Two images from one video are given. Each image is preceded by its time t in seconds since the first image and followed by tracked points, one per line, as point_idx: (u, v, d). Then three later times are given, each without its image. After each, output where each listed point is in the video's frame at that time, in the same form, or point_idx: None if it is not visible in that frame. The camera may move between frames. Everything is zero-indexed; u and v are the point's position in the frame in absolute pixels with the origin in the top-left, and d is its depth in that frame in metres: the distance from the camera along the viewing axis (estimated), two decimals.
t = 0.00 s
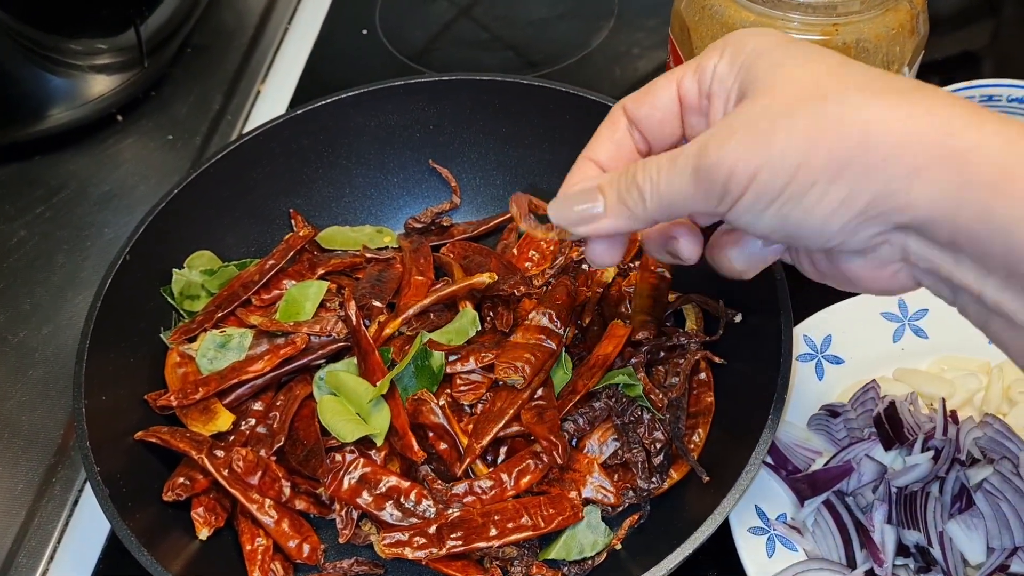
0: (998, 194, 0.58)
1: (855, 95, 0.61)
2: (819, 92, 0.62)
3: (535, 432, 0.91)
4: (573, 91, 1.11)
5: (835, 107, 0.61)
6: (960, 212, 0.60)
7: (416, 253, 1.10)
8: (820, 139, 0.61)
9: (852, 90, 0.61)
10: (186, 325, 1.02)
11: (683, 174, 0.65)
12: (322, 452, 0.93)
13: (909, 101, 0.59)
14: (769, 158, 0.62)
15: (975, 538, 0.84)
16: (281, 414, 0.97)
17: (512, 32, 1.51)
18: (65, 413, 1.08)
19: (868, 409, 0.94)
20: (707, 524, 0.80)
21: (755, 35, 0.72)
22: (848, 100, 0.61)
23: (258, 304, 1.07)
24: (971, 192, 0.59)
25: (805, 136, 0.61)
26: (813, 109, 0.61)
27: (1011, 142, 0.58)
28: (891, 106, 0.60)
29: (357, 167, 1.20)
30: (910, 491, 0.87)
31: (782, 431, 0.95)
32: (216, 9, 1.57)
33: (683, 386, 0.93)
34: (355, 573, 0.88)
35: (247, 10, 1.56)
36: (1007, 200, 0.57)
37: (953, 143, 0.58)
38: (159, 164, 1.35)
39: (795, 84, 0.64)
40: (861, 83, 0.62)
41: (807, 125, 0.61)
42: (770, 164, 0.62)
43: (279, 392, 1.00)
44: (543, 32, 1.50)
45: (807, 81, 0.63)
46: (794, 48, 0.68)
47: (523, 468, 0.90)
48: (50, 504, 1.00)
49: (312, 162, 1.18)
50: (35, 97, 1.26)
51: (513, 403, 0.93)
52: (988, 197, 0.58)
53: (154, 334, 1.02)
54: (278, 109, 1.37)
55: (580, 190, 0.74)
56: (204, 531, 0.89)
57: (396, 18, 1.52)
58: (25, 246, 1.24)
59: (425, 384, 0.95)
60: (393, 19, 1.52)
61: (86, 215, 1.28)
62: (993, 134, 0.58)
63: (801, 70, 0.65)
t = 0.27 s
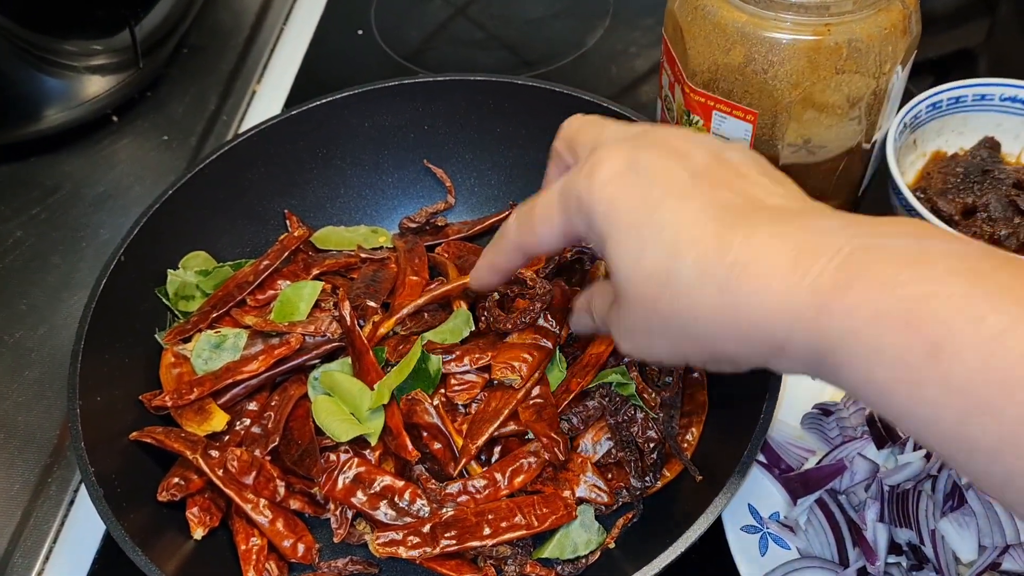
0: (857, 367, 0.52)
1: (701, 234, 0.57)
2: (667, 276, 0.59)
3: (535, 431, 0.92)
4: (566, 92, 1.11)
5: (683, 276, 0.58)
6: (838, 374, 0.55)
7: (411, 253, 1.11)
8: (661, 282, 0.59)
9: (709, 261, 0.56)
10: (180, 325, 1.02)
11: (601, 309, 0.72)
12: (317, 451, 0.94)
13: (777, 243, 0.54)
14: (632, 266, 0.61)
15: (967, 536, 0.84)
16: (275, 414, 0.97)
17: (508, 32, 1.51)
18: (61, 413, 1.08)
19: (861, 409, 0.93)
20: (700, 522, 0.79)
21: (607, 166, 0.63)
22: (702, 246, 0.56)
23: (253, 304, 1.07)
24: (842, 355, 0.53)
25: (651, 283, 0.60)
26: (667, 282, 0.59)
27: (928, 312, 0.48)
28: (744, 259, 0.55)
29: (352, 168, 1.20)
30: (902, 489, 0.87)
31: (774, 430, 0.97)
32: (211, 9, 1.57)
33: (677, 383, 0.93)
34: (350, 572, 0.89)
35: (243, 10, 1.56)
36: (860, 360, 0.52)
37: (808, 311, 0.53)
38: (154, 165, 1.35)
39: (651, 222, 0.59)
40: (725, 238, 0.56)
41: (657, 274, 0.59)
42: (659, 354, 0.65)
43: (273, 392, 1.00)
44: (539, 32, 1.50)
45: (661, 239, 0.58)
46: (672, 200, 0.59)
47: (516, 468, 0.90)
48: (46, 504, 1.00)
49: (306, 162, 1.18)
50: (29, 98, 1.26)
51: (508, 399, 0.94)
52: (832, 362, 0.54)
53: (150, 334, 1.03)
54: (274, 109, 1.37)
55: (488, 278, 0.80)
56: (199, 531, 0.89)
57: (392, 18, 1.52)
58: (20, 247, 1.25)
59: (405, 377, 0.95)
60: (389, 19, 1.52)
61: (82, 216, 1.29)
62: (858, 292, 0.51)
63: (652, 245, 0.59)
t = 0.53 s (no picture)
0: (841, 253, 0.56)
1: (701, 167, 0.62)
2: (673, 167, 0.64)
3: (539, 429, 0.92)
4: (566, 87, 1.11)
5: (683, 190, 0.63)
6: (840, 283, 0.58)
7: (410, 248, 1.10)
8: (674, 224, 0.66)
9: (713, 161, 0.61)
10: (180, 320, 1.02)
11: (592, 245, 0.75)
12: (317, 446, 0.94)
13: (775, 160, 0.58)
14: (639, 233, 0.68)
15: (968, 529, 0.84)
16: (276, 409, 0.97)
17: (507, 27, 1.51)
18: (61, 409, 1.08)
19: (861, 401, 0.95)
20: (701, 516, 0.79)
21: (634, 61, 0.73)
22: (691, 177, 0.63)
23: (253, 299, 1.08)
24: (828, 247, 0.57)
25: (665, 213, 0.65)
26: (668, 195, 0.65)
27: (903, 217, 0.52)
28: (748, 150, 0.60)
29: (351, 163, 1.20)
30: (902, 483, 0.87)
31: (774, 424, 0.96)
32: (210, 5, 1.56)
33: (677, 380, 0.94)
34: (351, 567, 0.89)
35: (242, 6, 1.56)
36: (851, 247, 0.55)
37: (783, 222, 0.58)
38: (154, 161, 1.35)
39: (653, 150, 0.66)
40: (727, 164, 0.61)
41: (666, 203, 0.65)
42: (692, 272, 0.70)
43: (274, 387, 1.00)
44: (538, 27, 1.50)
45: (657, 170, 0.65)
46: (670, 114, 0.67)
47: (515, 463, 0.90)
48: (46, 500, 1.00)
49: (306, 158, 1.18)
50: (27, 94, 1.25)
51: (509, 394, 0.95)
52: (828, 258, 0.57)
53: (150, 330, 1.03)
54: (273, 105, 1.37)
55: (520, 261, 0.85)
56: (200, 526, 0.89)
57: (391, 14, 1.52)
58: (20, 244, 1.24)
59: (417, 390, 0.93)
60: (388, 15, 1.52)
61: (81, 213, 1.28)
62: (864, 187, 0.54)
63: (665, 126, 0.66)
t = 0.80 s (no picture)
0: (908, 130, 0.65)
1: None
2: (766, 52, 0.67)
3: (537, 424, 0.92)
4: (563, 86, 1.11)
5: (788, 51, 0.67)
6: (894, 145, 0.67)
7: (407, 246, 1.11)
8: (745, 46, 0.68)
9: (816, 28, 0.66)
10: (179, 319, 1.02)
11: (616, 65, 0.71)
12: (315, 443, 0.94)
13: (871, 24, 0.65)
14: (700, 58, 0.69)
15: (962, 524, 0.84)
16: (274, 406, 0.97)
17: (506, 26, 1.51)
18: (61, 407, 1.09)
19: (856, 397, 0.95)
20: (696, 511, 0.80)
21: None
22: (797, 20, 0.66)
23: (251, 297, 1.09)
24: (919, 130, 0.64)
25: (756, 55, 0.68)
26: (757, 49, 0.67)
27: (983, 100, 0.61)
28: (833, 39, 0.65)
29: (349, 161, 1.21)
30: (897, 478, 0.88)
31: (770, 419, 0.97)
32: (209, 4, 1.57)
33: (672, 376, 0.95)
34: (350, 562, 0.90)
35: (240, 4, 1.56)
36: (927, 116, 0.64)
37: (880, 61, 0.64)
38: (152, 160, 1.36)
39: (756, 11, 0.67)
40: (832, 29, 0.65)
41: (762, 46, 0.67)
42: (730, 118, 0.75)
43: (272, 384, 1.01)
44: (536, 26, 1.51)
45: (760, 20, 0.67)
46: None
47: (512, 460, 0.91)
48: (46, 497, 1.01)
49: (304, 156, 1.18)
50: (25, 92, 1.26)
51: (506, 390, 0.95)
52: (903, 121, 0.65)
53: (148, 328, 1.03)
54: (272, 103, 1.38)
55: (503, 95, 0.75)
56: (199, 523, 0.90)
57: (389, 12, 1.53)
58: (19, 242, 1.25)
59: (416, 387, 0.94)
60: (386, 14, 1.52)
61: (80, 211, 1.29)
62: (943, 101, 0.63)
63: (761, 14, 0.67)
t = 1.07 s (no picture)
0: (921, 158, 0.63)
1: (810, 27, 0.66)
2: (777, 86, 0.67)
3: (535, 419, 0.93)
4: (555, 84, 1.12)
5: (804, 78, 0.66)
6: (908, 174, 0.65)
7: (401, 244, 1.11)
8: (762, 72, 0.67)
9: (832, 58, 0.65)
10: (173, 316, 1.03)
11: (622, 92, 0.69)
12: (307, 440, 0.95)
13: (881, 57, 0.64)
14: (712, 77, 0.67)
15: (951, 519, 0.84)
16: (268, 404, 0.98)
17: (500, 25, 1.52)
18: (56, 405, 1.09)
19: (847, 393, 0.95)
20: (685, 507, 0.81)
21: None
22: (810, 45, 0.65)
23: (246, 295, 1.09)
24: (933, 161, 0.62)
25: (775, 78, 0.66)
26: (778, 72, 0.66)
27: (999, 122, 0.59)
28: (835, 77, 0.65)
29: (343, 160, 1.21)
30: (886, 474, 0.88)
31: (761, 416, 0.97)
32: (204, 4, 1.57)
33: (663, 372, 0.95)
34: (344, 559, 0.90)
35: (235, 5, 1.57)
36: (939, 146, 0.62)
37: (896, 88, 0.63)
38: (147, 159, 1.36)
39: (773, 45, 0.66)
40: (846, 66, 0.65)
41: (780, 70, 0.66)
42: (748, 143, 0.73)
43: (266, 382, 1.01)
44: (530, 25, 1.51)
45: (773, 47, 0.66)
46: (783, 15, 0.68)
47: (504, 461, 0.91)
48: (41, 494, 1.01)
49: (297, 155, 1.18)
50: (21, 92, 1.26)
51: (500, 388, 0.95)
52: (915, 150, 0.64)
53: (142, 326, 1.04)
54: (266, 102, 1.38)
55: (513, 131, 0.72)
56: (192, 520, 0.90)
57: (383, 12, 1.53)
58: (15, 241, 1.25)
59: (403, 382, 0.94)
60: (381, 13, 1.53)
61: (76, 210, 1.29)
62: (944, 136, 0.61)
63: (770, 37, 0.67)
